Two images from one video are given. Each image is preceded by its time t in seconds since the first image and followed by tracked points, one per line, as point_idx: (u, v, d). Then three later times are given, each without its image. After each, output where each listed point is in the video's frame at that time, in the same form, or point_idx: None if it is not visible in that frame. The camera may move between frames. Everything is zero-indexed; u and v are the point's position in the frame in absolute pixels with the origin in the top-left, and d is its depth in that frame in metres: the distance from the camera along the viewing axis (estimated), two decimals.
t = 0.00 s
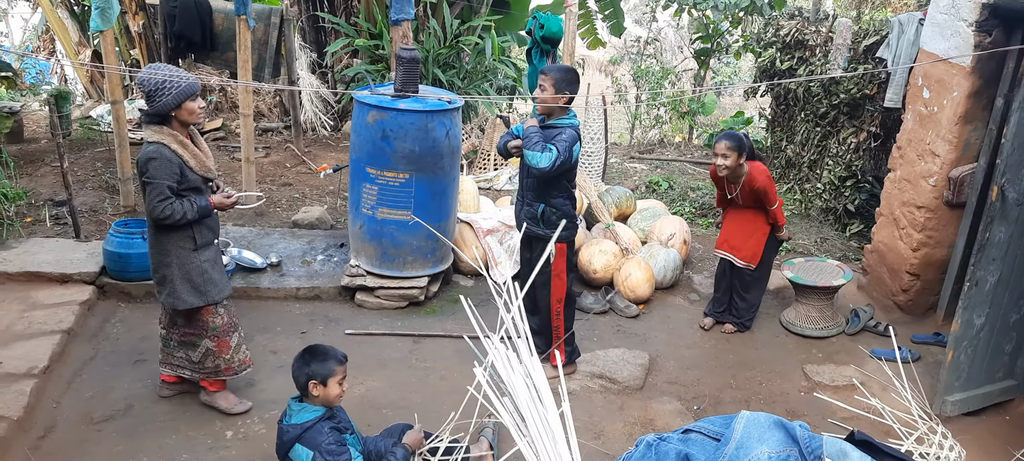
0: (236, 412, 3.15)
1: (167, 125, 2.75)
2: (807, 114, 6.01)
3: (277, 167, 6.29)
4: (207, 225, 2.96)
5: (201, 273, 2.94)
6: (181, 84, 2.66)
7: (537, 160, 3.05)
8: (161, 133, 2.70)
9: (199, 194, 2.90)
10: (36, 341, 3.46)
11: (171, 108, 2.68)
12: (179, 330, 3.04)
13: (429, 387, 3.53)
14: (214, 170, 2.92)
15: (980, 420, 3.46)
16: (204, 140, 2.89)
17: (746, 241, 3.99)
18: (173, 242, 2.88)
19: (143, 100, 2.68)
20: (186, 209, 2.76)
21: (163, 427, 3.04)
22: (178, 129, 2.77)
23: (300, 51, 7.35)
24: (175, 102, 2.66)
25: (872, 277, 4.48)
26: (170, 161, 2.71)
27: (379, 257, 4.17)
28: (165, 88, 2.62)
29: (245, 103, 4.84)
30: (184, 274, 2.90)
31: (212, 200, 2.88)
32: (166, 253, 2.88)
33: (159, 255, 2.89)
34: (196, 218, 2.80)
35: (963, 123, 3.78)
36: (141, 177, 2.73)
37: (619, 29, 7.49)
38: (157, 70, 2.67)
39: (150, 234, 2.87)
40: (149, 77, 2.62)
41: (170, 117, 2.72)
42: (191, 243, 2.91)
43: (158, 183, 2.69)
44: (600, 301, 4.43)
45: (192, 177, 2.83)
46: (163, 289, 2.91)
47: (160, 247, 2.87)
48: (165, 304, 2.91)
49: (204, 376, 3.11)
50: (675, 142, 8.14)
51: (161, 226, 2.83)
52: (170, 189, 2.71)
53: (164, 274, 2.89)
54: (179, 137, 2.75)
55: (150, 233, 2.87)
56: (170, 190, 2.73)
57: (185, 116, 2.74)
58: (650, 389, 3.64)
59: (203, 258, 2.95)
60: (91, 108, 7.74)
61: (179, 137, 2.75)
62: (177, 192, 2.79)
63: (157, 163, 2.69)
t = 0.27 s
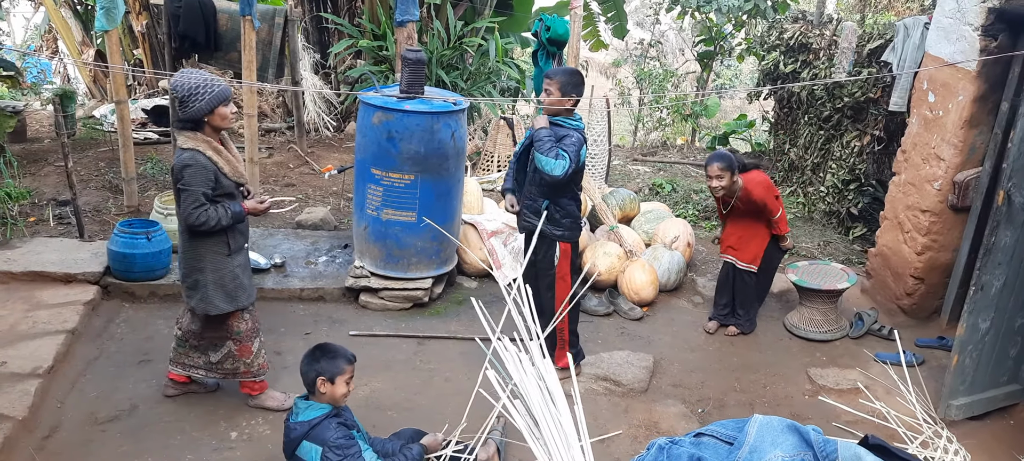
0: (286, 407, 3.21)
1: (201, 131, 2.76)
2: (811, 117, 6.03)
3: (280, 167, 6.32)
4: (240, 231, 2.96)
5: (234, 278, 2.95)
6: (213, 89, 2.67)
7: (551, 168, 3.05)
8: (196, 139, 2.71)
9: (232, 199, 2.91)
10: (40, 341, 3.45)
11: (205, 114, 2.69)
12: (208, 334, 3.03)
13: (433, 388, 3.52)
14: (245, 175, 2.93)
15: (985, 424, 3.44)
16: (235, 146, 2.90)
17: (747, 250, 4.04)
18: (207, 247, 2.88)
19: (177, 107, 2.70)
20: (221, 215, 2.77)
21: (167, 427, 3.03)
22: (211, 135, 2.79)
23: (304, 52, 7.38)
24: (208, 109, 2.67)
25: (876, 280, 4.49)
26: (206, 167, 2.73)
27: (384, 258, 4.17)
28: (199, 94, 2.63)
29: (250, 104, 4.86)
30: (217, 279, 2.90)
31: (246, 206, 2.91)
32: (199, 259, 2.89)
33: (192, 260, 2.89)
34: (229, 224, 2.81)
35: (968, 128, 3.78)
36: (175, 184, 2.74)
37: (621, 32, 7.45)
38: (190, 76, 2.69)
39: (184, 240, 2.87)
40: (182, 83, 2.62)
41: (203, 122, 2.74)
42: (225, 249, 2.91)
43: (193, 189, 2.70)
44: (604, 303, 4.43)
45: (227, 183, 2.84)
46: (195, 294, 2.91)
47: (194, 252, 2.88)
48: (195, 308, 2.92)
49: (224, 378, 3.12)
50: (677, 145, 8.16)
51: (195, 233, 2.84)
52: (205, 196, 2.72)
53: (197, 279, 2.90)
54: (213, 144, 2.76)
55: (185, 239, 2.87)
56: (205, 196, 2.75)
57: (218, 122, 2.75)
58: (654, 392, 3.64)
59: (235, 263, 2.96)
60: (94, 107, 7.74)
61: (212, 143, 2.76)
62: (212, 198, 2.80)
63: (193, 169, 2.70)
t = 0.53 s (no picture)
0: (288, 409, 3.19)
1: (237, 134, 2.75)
2: (811, 120, 6.05)
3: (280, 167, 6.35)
4: (277, 232, 2.96)
5: (273, 279, 2.95)
6: (247, 90, 2.67)
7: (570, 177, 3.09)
8: (232, 142, 2.70)
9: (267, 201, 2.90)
10: (41, 340, 3.44)
11: (241, 115, 2.68)
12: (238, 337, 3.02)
13: (434, 389, 3.51)
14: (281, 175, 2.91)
15: (985, 426, 3.44)
16: (269, 146, 2.88)
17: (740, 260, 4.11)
18: (247, 249, 2.87)
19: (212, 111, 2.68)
20: (262, 217, 2.76)
21: (168, 427, 3.02)
22: (246, 137, 2.78)
23: (305, 52, 7.39)
24: (244, 109, 2.66)
25: (877, 283, 4.51)
26: (245, 170, 2.72)
27: (385, 258, 4.17)
28: (235, 95, 2.62)
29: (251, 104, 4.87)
30: (259, 280, 2.90)
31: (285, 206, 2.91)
32: (239, 262, 2.87)
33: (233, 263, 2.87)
34: (270, 225, 2.80)
35: (969, 131, 3.79)
36: (214, 188, 2.72)
37: (621, 33, 7.48)
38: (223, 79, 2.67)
39: (225, 244, 2.85)
40: (218, 85, 2.61)
41: (239, 124, 2.73)
42: (265, 250, 2.90)
43: (233, 193, 2.69)
44: (605, 304, 4.44)
45: (264, 184, 2.83)
46: (237, 297, 2.90)
47: (234, 256, 2.86)
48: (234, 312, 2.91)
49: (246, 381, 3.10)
50: (676, 147, 8.18)
51: (234, 237, 2.83)
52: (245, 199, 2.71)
53: (237, 282, 2.88)
54: (250, 146, 2.75)
55: (223, 243, 2.85)
56: (245, 199, 2.74)
57: (252, 123, 2.74)
58: (655, 394, 3.63)
59: (274, 263, 2.96)
60: (94, 107, 7.73)
61: (249, 145, 2.75)
62: (252, 201, 2.79)
63: (232, 173, 2.69)
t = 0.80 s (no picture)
0: (288, 406, 3.18)
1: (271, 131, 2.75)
2: (809, 120, 6.07)
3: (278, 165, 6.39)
4: (304, 229, 2.98)
5: (297, 277, 2.98)
6: (284, 86, 2.69)
7: (587, 199, 3.18)
8: (268, 139, 2.71)
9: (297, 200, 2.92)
10: (39, 336, 3.43)
11: (278, 112, 2.70)
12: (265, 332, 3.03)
13: (434, 386, 3.51)
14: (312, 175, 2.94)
15: (983, 425, 3.45)
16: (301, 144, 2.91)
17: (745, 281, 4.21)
18: (276, 246, 2.88)
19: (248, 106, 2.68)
20: (294, 216, 2.78)
21: (167, 424, 3.02)
22: (280, 134, 2.79)
23: (304, 50, 7.40)
24: (283, 106, 2.68)
25: (875, 282, 4.52)
26: (281, 167, 2.73)
27: (385, 256, 4.17)
28: (276, 92, 2.64)
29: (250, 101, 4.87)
30: (282, 278, 2.91)
31: (316, 205, 2.93)
32: (266, 259, 2.88)
33: (258, 260, 2.87)
34: (301, 223, 2.82)
35: (968, 131, 3.80)
36: (248, 185, 2.72)
37: (620, 32, 7.50)
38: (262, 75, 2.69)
39: (253, 240, 2.85)
40: (258, 81, 2.63)
41: (275, 120, 2.73)
42: (292, 248, 2.92)
43: (269, 190, 2.70)
44: (604, 303, 4.44)
45: (296, 182, 2.85)
46: (260, 293, 2.91)
47: (263, 253, 2.87)
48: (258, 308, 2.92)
49: (263, 376, 3.10)
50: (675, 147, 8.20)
51: (264, 234, 2.84)
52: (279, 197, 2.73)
53: (262, 279, 2.89)
54: (285, 143, 2.76)
55: (251, 240, 2.85)
56: (279, 197, 2.75)
57: (289, 119, 2.75)
58: (654, 392, 3.64)
59: (298, 262, 2.97)
60: (91, 104, 7.72)
61: (284, 142, 2.77)
62: (284, 199, 2.80)
63: (269, 170, 2.70)
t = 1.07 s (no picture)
0: (286, 401, 3.17)
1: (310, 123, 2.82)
2: (807, 117, 6.09)
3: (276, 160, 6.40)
4: (340, 221, 3.04)
5: (332, 268, 3.05)
6: (325, 81, 2.76)
7: (586, 201, 3.19)
8: (307, 131, 2.79)
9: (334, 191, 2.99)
10: (37, 330, 3.42)
11: (317, 105, 2.77)
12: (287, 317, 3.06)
13: (432, 381, 3.51)
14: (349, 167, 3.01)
15: (979, 421, 3.47)
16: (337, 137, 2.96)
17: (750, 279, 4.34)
18: (312, 237, 2.94)
19: (290, 98, 2.76)
20: (332, 206, 2.83)
21: (166, 418, 3.01)
22: (319, 127, 2.86)
23: (301, 44, 7.40)
24: (322, 99, 2.75)
25: (872, 279, 4.54)
26: (320, 158, 2.80)
27: (383, 251, 4.17)
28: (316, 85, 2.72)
29: (248, 94, 4.87)
30: (320, 267, 2.98)
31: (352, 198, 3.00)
32: (303, 249, 2.94)
33: (296, 249, 2.93)
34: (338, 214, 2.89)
35: (966, 128, 3.81)
36: (288, 175, 2.79)
37: (617, 29, 7.50)
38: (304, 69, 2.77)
39: (291, 230, 2.91)
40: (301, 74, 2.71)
41: (314, 113, 2.80)
42: (329, 239, 2.99)
43: (308, 180, 2.76)
44: (602, 299, 4.44)
45: (334, 174, 2.92)
46: (297, 281, 2.98)
47: (300, 243, 2.93)
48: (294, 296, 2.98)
49: (272, 361, 3.13)
50: (672, 144, 8.21)
51: (302, 225, 2.90)
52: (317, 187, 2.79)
53: (299, 268, 2.96)
54: (322, 135, 2.83)
55: (289, 230, 2.92)
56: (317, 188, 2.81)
57: (328, 112, 2.82)
58: (652, 387, 3.64)
59: (334, 252, 3.04)
60: (88, 98, 7.69)
61: (322, 135, 2.83)
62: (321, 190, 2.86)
63: (308, 161, 2.77)
